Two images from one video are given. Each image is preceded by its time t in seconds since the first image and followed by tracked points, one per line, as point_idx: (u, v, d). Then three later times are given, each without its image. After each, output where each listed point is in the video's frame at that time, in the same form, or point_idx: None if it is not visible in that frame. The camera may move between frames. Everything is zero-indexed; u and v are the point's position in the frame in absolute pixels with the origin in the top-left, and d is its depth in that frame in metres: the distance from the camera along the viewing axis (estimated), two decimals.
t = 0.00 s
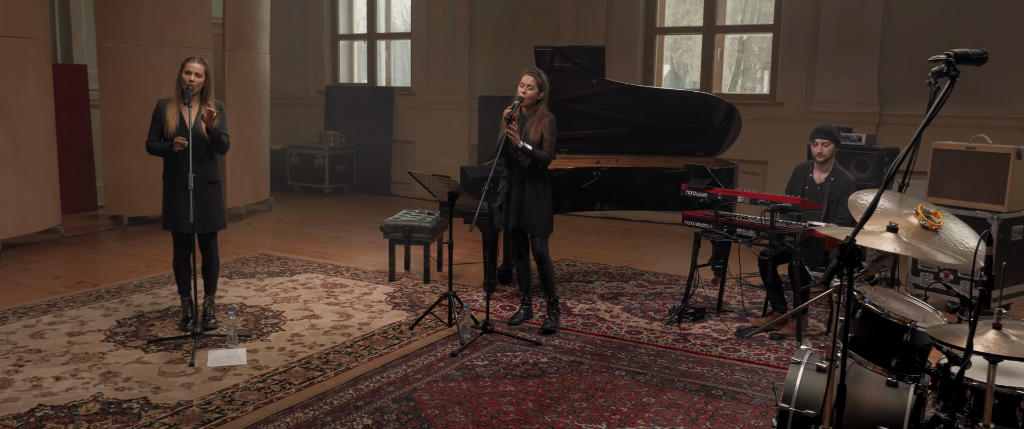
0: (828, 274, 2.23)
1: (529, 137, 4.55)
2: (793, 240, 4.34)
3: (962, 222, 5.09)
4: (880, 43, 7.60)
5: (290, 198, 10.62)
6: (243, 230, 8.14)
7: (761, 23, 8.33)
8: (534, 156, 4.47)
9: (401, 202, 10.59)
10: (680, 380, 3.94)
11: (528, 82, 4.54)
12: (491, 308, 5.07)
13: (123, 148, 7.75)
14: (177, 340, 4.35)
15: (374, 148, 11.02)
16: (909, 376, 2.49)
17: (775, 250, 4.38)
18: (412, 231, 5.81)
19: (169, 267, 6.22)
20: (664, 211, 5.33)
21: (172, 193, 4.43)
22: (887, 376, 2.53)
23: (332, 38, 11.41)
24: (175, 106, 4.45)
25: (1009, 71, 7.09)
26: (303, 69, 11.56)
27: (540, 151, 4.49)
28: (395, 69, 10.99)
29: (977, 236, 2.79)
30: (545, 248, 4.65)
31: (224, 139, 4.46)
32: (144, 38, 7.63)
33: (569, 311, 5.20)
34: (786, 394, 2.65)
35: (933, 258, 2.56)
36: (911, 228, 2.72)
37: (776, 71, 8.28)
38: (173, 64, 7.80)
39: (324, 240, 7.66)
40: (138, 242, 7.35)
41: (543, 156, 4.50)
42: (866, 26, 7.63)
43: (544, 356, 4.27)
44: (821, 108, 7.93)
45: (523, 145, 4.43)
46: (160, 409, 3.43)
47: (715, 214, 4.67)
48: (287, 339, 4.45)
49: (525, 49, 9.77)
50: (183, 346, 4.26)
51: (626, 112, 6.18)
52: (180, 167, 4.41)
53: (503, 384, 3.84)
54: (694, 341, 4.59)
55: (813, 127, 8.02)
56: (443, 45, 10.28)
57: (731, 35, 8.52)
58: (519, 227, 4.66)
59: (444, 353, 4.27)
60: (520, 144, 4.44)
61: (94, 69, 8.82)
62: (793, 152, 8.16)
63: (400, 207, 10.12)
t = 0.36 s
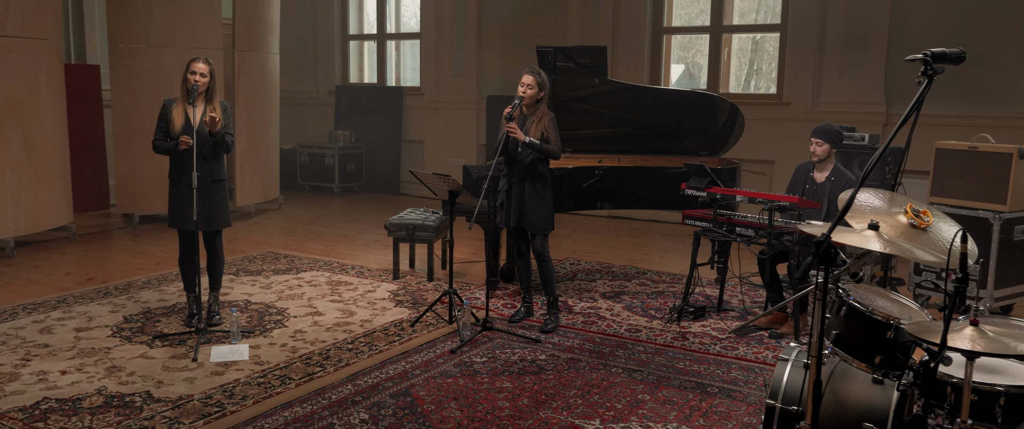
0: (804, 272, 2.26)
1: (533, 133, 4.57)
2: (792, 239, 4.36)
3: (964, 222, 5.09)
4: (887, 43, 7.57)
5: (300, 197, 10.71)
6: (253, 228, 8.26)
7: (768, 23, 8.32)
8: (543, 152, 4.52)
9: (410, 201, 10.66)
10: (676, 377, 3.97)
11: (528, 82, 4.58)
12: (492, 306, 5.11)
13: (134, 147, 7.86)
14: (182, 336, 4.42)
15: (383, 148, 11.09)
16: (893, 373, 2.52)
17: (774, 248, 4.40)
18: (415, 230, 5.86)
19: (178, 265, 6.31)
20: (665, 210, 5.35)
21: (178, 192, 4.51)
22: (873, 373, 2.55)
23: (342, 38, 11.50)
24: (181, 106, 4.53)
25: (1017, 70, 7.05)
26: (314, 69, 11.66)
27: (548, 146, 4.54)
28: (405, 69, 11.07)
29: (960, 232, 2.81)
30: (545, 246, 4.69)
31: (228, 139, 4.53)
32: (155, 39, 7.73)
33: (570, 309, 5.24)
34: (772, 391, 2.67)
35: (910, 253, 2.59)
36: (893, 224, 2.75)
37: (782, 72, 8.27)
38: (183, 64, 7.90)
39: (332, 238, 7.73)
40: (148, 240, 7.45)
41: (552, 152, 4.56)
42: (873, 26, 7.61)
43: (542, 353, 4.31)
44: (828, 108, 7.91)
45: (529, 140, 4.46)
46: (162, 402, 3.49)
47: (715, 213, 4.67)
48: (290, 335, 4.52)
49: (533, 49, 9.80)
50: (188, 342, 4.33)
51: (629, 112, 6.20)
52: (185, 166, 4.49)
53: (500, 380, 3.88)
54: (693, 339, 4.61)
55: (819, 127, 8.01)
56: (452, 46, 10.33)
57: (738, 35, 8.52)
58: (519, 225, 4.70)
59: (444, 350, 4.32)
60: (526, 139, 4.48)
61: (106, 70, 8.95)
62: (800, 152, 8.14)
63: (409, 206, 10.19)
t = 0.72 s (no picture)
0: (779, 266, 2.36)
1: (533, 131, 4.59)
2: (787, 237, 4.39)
3: (962, 220, 5.09)
4: (891, 41, 7.56)
5: (307, 195, 10.79)
6: (258, 225, 8.35)
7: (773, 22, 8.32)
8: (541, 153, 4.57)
9: (416, 198, 10.73)
10: (669, 373, 4.00)
11: (526, 81, 4.60)
12: (491, 302, 5.16)
13: (142, 145, 7.96)
14: (184, 331, 4.49)
15: (390, 146, 11.16)
16: (875, 367, 2.53)
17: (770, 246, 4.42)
18: (417, 227, 5.91)
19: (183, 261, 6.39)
20: (664, 208, 5.37)
21: (180, 188, 4.57)
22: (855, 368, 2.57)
23: (350, 37, 11.57)
24: (184, 104, 4.60)
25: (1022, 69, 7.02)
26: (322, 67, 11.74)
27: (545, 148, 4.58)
28: (412, 68, 11.14)
29: (961, 242, 2.76)
30: (542, 243, 4.71)
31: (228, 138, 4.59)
32: (163, 38, 7.82)
33: (569, 305, 5.27)
34: (757, 385, 2.69)
35: (885, 248, 2.60)
36: (878, 222, 2.77)
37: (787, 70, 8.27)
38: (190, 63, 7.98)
39: (337, 235, 7.80)
40: (155, 237, 7.54)
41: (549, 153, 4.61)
42: (878, 24, 7.58)
43: (538, 349, 4.35)
44: (832, 106, 7.91)
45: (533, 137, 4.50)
46: (161, 395, 3.56)
47: (711, 210, 4.69)
48: (290, 330, 4.58)
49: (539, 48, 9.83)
50: (189, 336, 4.40)
51: (630, 109, 6.22)
52: (187, 163, 4.56)
53: (494, 375, 3.92)
54: (688, 336, 4.63)
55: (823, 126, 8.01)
56: (458, 44, 10.38)
57: (742, 33, 8.53)
58: (516, 222, 4.73)
59: (440, 345, 4.36)
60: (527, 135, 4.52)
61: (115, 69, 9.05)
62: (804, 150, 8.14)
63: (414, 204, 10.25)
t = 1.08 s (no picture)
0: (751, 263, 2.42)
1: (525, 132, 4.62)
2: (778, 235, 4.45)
3: (956, 218, 5.10)
4: (891, 39, 7.55)
5: (310, 193, 10.86)
6: (261, 223, 8.43)
7: (774, 20, 8.33)
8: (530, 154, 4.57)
9: (419, 196, 10.78)
10: (661, 369, 4.03)
11: (520, 80, 4.62)
12: (487, 299, 5.21)
13: (146, 143, 8.03)
14: (182, 326, 4.55)
15: (393, 144, 11.22)
16: (854, 363, 2.59)
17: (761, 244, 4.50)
18: (415, 224, 5.96)
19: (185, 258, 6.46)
20: (660, 205, 5.40)
21: (179, 186, 4.63)
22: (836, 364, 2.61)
23: (353, 36, 11.63)
24: (183, 103, 4.65)
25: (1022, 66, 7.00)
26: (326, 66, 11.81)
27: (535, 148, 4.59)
28: (415, 67, 11.20)
29: (944, 238, 2.73)
30: (538, 241, 4.78)
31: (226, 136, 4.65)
32: (167, 37, 7.89)
33: (565, 302, 5.31)
34: (740, 381, 2.74)
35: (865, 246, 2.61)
36: (860, 219, 2.77)
37: (787, 69, 8.28)
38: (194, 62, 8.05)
39: (338, 233, 7.86)
40: (159, 234, 7.62)
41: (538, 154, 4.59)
42: (878, 22, 7.57)
43: (531, 345, 4.39)
44: (833, 104, 7.91)
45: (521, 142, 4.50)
46: (157, 389, 3.62)
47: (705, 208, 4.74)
48: (287, 326, 4.63)
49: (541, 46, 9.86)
50: (187, 332, 4.46)
51: (629, 108, 6.25)
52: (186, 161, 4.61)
53: (487, 371, 3.96)
54: (682, 333, 4.66)
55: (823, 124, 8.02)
56: (461, 43, 10.43)
57: (743, 31, 8.54)
58: (511, 220, 4.79)
59: (435, 341, 4.41)
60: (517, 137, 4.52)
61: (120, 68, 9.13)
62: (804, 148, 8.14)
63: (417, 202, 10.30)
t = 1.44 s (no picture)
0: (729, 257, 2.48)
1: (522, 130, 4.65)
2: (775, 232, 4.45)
3: (954, 217, 5.11)
4: (894, 38, 7.54)
5: (316, 193, 10.94)
6: (265, 222, 8.50)
7: (777, 19, 8.33)
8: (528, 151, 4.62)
9: (424, 196, 10.84)
10: (654, 367, 4.06)
11: (518, 79, 4.66)
12: (485, 297, 5.25)
13: (152, 143, 8.12)
14: (183, 323, 4.61)
15: (398, 144, 11.28)
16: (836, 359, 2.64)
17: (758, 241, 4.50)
18: (415, 223, 6.00)
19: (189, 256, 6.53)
20: (658, 204, 5.42)
21: (180, 184, 4.69)
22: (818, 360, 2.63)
23: (359, 36, 11.70)
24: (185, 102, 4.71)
25: None
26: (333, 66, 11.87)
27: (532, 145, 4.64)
28: (420, 66, 11.25)
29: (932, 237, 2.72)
30: (534, 240, 4.80)
31: (227, 136, 4.70)
32: (173, 38, 7.96)
33: (563, 301, 5.34)
34: (724, 377, 2.77)
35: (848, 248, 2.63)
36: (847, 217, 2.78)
37: (790, 68, 8.28)
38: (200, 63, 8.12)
39: (341, 232, 7.92)
40: (164, 233, 7.70)
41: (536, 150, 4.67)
42: (881, 21, 7.56)
43: (527, 343, 4.42)
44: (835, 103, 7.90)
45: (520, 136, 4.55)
46: (155, 384, 3.68)
47: (701, 206, 4.76)
48: (286, 323, 4.69)
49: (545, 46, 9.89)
50: (188, 328, 4.52)
51: (628, 107, 6.28)
52: (187, 160, 4.67)
53: (481, 368, 4.00)
54: (678, 331, 4.69)
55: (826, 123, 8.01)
56: (466, 43, 10.47)
57: (746, 31, 8.54)
58: (509, 219, 4.81)
59: (432, 339, 4.45)
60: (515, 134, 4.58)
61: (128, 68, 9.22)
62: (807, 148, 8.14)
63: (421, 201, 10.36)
